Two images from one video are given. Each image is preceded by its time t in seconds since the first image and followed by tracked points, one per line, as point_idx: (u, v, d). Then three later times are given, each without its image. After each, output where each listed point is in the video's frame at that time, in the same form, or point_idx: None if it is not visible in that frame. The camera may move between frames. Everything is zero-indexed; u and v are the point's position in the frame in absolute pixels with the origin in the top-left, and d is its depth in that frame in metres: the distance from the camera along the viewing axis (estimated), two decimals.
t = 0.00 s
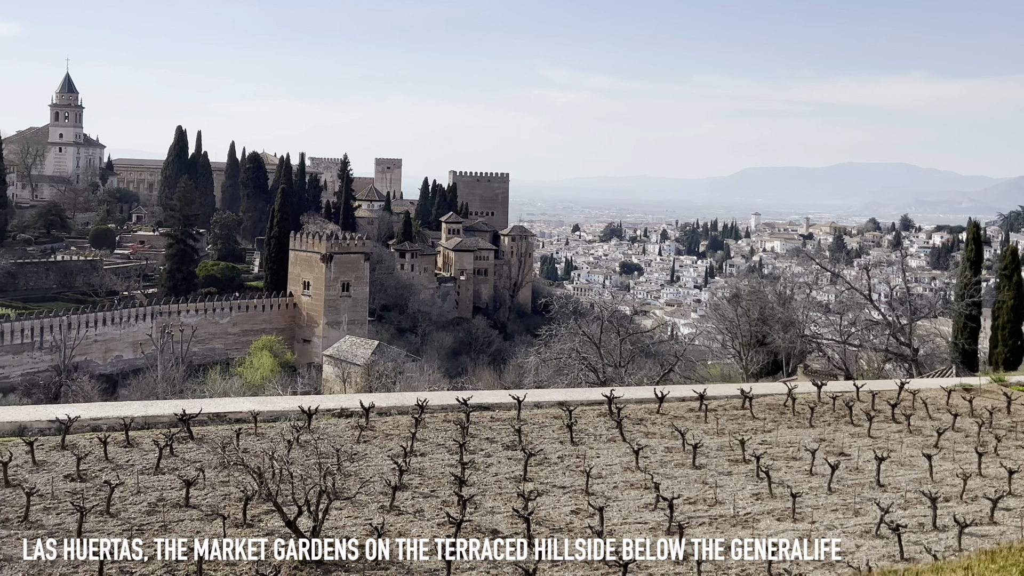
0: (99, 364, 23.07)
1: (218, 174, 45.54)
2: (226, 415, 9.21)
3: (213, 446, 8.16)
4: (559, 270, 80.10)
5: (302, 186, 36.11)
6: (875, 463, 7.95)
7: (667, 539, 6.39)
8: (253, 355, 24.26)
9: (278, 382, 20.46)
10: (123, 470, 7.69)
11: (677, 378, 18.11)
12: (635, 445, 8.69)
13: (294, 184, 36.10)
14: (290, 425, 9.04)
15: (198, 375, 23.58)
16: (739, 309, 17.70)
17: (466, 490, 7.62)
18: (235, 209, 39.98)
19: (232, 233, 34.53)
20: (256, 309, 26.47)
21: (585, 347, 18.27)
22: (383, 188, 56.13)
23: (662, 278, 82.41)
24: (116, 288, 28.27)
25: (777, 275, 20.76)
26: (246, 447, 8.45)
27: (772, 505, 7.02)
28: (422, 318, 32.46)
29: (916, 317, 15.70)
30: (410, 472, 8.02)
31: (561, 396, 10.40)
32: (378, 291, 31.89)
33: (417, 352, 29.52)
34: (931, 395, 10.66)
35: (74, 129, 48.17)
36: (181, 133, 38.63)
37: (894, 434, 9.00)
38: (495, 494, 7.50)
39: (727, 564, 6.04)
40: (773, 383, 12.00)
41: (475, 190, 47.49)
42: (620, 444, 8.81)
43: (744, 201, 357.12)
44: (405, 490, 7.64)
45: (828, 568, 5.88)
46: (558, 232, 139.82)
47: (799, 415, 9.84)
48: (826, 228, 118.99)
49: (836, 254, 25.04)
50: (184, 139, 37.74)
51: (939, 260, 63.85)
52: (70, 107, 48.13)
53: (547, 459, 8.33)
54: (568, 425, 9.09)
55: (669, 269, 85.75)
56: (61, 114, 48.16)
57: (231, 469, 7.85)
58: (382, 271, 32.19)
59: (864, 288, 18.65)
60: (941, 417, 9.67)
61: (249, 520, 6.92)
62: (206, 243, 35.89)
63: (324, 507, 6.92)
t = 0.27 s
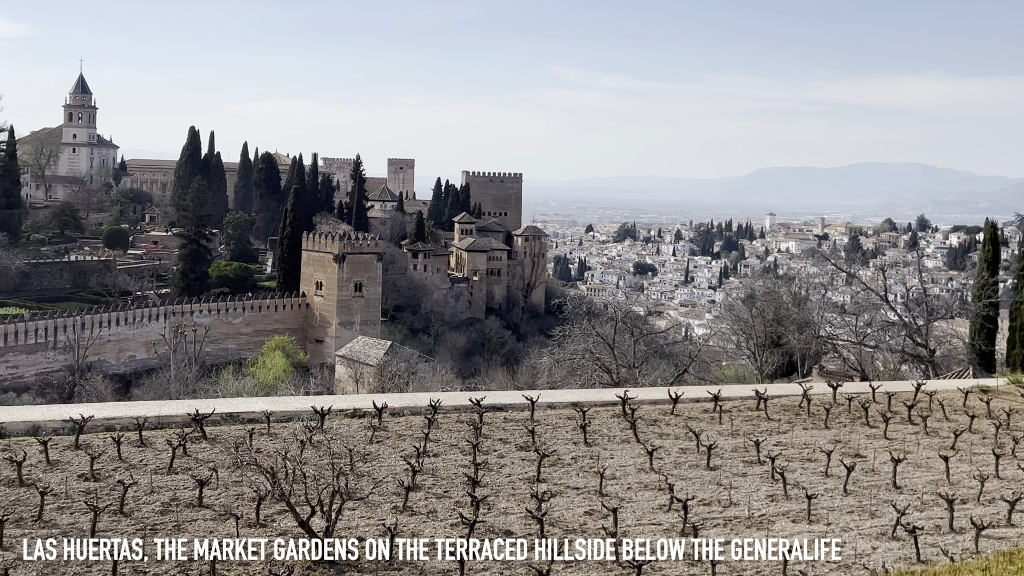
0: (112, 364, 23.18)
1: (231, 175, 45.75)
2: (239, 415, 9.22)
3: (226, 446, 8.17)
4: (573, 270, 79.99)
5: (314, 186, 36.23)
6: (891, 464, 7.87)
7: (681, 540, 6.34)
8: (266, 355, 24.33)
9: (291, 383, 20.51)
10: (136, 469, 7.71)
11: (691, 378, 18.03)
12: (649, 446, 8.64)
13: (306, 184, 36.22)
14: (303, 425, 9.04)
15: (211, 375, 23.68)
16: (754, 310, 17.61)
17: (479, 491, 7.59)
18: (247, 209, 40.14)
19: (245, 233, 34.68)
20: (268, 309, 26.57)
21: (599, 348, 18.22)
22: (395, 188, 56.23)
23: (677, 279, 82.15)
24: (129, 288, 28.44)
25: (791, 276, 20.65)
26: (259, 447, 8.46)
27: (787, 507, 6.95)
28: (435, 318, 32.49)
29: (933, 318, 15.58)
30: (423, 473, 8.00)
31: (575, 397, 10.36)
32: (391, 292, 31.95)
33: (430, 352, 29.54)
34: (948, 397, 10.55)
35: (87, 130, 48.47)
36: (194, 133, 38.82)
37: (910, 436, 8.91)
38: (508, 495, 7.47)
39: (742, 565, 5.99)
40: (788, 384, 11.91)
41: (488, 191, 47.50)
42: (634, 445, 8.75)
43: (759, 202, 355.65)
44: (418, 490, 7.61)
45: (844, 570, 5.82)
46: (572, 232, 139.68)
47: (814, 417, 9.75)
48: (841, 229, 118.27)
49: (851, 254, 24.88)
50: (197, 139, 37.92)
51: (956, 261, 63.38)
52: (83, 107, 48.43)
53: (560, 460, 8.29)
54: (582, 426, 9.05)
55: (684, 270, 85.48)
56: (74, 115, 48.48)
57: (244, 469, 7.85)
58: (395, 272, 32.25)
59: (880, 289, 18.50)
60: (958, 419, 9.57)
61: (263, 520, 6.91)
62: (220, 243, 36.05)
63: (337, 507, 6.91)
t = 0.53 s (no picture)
0: (129, 365, 23.32)
1: (249, 176, 45.98)
2: (256, 415, 9.22)
3: (243, 447, 8.17)
4: (590, 271, 79.82)
5: (330, 186, 36.34)
6: (912, 467, 7.76)
7: (700, 542, 6.28)
8: (282, 356, 24.41)
9: (307, 384, 20.57)
10: (153, 470, 7.72)
11: (709, 380, 17.90)
12: (667, 448, 8.57)
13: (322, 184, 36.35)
14: (319, 425, 9.03)
15: (228, 375, 23.79)
16: (773, 312, 17.47)
17: (495, 492, 7.55)
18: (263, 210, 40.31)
19: (261, 234, 34.82)
20: (285, 310, 26.67)
21: (616, 349, 18.14)
22: (412, 189, 56.32)
23: (695, 280, 81.77)
24: (146, 289, 28.61)
25: (811, 277, 20.50)
26: (275, 447, 8.46)
27: (806, 510, 6.86)
28: (451, 319, 32.51)
29: (954, 320, 15.39)
30: (439, 474, 7.96)
31: (592, 398, 10.29)
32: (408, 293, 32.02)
33: (446, 353, 29.56)
34: (970, 399, 10.39)
35: (104, 131, 48.84)
36: (210, 134, 39.03)
37: (931, 439, 8.78)
38: (525, 497, 7.42)
39: (760, 568, 5.93)
40: (808, 387, 11.79)
41: (505, 192, 47.47)
42: (651, 447, 8.68)
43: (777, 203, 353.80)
44: (434, 491, 7.57)
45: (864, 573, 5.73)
46: (589, 233, 139.38)
47: (834, 419, 9.64)
48: (861, 230, 117.37)
49: (871, 255, 24.64)
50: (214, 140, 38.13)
51: (978, 262, 62.75)
52: (101, 108, 48.81)
53: (578, 461, 8.23)
54: (599, 428, 8.99)
55: (702, 271, 85.09)
56: (92, 116, 48.89)
57: (261, 470, 7.85)
58: (411, 273, 32.31)
59: (900, 290, 18.32)
60: (980, 422, 9.43)
61: (279, 521, 6.90)
62: (236, 244, 36.22)
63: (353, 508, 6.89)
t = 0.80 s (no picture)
0: (143, 365, 23.45)
1: (264, 177, 46.18)
2: (270, 416, 9.23)
3: (257, 447, 8.17)
4: (605, 272, 79.66)
5: (345, 187, 36.45)
6: (930, 470, 7.66)
7: (716, 545, 6.22)
8: (296, 357, 24.48)
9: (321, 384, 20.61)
10: (167, 470, 7.73)
11: (726, 382, 17.79)
12: (683, 450, 8.50)
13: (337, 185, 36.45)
14: (333, 426, 9.03)
15: (242, 376, 23.87)
16: (790, 314, 17.34)
17: (510, 494, 7.51)
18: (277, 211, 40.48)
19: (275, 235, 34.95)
20: (299, 311, 26.75)
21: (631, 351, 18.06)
22: (426, 189, 56.40)
23: (710, 281, 81.46)
24: (161, 289, 28.77)
25: (828, 278, 20.33)
26: (289, 448, 8.46)
27: (823, 513, 6.79)
28: (465, 321, 32.52)
29: (973, 322, 15.21)
30: (454, 475, 7.94)
31: (607, 400, 10.24)
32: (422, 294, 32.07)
33: (461, 354, 29.56)
34: (989, 402, 10.27)
35: (119, 132, 49.20)
36: (225, 135, 39.23)
37: (950, 441, 8.67)
38: (540, 498, 7.38)
39: (777, 571, 5.87)
40: (824, 389, 11.69)
41: (520, 193, 47.45)
42: (667, 449, 8.62)
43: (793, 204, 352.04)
44: (448, 493, 7.54)
45: None
46: (604, 235, 139.17)
47: (851, 421, 9.55)
48: (879, 231, 116.53)
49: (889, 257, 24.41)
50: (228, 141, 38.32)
51: (997, 264, 62.18)
52: (116, 110, 49.17)
53: (592, 463, 8.19)
54: (614, 429, 8.93)
55: (718, 273, 84.74)
56: (106, 117, 49.28)
57: (275, 470, 7.85)
58: (425, 274, 32.36)
59: (919, 292, 18.14)
60: (999, 425, 9.31)
61: (293, 522, 6.89)
62: (251, 245, 36.38)
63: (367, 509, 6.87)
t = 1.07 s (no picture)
0: (158, 365, 23.58)
1: (279, 178, 46.37)
2: (285, 417, 9.22)
3: (271, 448, 8.17)
4: (621, 273, 79.48)
5: (359, 188, 36.54)
6: (950, 474, 7.56)
7: (732, 547, 6.15)
8: (311, 357, 24.54)
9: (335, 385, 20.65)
10: (182, 470, 7.74)
11: (742, 385, 17.67)
12: (699, 452, 8.43)
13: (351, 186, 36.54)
14: (347, 427, 9.02)
15: (256, 377, 23.96)
16: (807, 316, 17.20)
17: (525, 496, 7.47)
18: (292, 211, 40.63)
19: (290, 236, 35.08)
20: (313, 312, 26.83)
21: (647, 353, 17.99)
22: (441, 190, 56.46)
23: (727, 283, 81.11)
24: (177, 290, 28.93)
25: (846, 280, 20.16)
26: (304, 449, 8.46)
27: (841, 516, 6.70)
28: (480, 322, 32.50)
29: (994, 325, 15.02)
30: (469, 477, 7.90)
31: (623, 402, 10.17)
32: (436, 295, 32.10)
33: (475, 356, 29.56)
34: (1010, 405, 10.13)
35: (135, 133, 49.57)
36: (240, 136, 39.41)
37: (970, 445, 8.56)
38: (555, 501, 7.34)
39: (794, 574, 5.79)
40: (842, 391, 11.57)
41: (535, 194, 47.41)
42: (683, 451, 8.56)
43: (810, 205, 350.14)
44: (463, 495, 7.51)
45: None
46: (620, 236, 138.94)
47: (869, 424, 9.45)
48: (897, 232, 115.67)
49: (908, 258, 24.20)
50: (243, 142, 38.50)
51: (1018, 267, 61.61)
52: (131, 111, 49.54)
53: (608, 466, 8.13)
54: (630, 432, 8.87)
55: (735, 274, 84.38)
56: (122, 118, 49.66)
57: (290, 471, 7.84)
58: (440, 275, 32.38)
59: (938, 294, 17.95)
60: (1020, 428, 9.18)
61: (308, 523, 6.88)
62: (265, 246, 36.52)
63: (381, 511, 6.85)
